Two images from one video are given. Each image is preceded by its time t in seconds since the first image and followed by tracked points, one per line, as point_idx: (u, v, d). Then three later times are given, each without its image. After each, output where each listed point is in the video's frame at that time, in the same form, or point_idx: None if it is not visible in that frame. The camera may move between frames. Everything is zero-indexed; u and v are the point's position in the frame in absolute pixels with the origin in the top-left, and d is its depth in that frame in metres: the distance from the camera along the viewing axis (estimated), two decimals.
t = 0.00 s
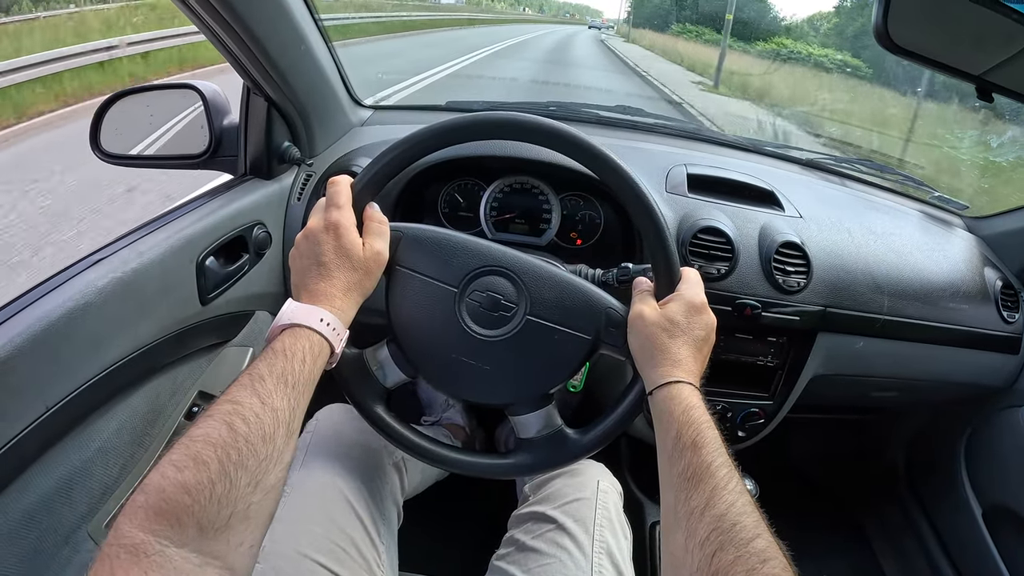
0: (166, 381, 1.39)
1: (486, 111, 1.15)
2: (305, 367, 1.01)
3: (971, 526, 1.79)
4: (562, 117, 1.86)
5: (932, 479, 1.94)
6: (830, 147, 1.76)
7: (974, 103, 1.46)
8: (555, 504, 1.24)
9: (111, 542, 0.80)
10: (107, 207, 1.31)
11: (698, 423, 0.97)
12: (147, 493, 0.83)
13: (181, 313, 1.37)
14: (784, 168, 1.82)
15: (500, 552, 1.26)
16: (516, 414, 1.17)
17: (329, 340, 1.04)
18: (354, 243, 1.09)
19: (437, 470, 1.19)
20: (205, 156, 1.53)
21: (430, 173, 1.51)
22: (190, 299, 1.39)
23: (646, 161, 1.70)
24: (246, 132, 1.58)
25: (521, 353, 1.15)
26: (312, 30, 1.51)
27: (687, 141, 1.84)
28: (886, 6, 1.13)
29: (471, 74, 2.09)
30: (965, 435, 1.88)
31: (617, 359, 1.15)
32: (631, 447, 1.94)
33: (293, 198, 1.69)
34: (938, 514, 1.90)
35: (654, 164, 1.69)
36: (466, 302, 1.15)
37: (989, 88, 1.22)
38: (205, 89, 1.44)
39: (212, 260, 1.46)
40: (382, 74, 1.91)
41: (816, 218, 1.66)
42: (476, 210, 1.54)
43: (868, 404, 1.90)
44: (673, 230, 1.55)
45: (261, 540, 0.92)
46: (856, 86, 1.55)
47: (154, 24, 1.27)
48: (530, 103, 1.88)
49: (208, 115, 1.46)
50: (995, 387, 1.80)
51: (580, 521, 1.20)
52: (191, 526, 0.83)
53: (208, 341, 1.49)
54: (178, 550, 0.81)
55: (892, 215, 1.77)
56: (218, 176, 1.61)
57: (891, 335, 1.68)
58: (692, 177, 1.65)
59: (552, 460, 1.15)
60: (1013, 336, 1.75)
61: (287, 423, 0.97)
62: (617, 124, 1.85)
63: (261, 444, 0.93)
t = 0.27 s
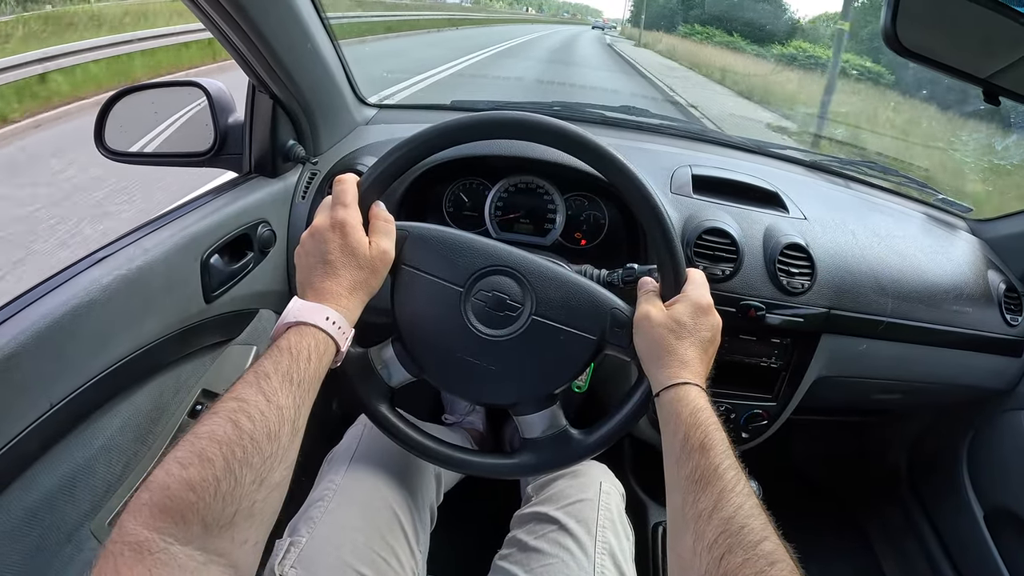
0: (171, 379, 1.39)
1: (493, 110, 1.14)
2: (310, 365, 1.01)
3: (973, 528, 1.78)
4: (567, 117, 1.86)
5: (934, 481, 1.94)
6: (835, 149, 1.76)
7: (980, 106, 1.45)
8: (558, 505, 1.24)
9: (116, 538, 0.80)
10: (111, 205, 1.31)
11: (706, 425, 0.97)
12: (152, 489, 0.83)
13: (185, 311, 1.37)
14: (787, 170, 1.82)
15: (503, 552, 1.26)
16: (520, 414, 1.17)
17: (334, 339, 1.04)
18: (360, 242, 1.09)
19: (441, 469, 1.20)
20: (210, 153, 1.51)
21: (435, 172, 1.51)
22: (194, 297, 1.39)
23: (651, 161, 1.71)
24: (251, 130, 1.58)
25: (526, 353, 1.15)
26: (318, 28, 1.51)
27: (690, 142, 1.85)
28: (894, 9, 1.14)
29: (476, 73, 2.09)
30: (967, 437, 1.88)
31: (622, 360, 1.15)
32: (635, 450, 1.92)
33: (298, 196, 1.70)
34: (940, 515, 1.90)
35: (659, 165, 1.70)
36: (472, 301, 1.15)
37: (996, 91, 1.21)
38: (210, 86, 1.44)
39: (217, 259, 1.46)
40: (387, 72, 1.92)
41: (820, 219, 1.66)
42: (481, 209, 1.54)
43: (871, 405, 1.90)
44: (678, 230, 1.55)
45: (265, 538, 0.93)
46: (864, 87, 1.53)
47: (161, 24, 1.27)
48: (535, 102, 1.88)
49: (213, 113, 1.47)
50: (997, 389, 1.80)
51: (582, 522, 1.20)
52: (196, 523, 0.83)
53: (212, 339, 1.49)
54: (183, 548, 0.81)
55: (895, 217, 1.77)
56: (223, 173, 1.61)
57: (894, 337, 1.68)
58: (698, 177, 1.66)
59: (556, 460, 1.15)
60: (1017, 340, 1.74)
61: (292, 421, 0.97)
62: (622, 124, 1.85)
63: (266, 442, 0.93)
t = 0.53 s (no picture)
0: (172, 378, 1.38)
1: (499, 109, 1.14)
2: (315, 366, 0.99)
3: (977, 532, 1.78)
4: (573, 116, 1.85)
5: (937, 484, 1.93)
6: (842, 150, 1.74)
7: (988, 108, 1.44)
8: (561, 508, 1.23)
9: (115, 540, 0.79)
10: (113, 203, 1.30)
11: (747, 467, 0.94)
12: (152, 490, 0.81)
13: (187, 310, 1.36)
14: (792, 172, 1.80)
15: (506, 555, 1.25)
16: (526, 416, 1.16)
17: (339, 339, 1.02)
18: (365, 241, 1.08)
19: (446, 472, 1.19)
20: (213, 151, 1.51)
21: (440, 171, 1.49)
22: (197, 296, 1.38)
23: (658, 162, 1.70)
24: (255, 128, 1.56)
25: (533, 354, 1.14)
26: (324, 26, 1.50)
27: (696, 143, 1.84)
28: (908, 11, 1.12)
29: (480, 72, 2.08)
30: (970, 441, 1.87)
31: (630, 361, 1.14)
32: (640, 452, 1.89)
33: (301, 195, 1.68)
34: (943, 518, 1.89)
35: (665, 166, 1.69)
36: (479, 302, 1.14)
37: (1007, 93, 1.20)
38: (215, 84, 1.43)
39: (220, 257, 1.44)
40: (391, 72, 1.90)
41: (826, 221, 1.66)
42: (486, 208, 1.52)
43: (876, 408, 1.89)
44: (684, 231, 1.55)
45: (267, 540, 0.92)
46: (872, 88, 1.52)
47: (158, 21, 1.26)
48: (540, 102, 1.87)
49: (217, 110, 1.46)
50: (1001, 392, 1.80)
51: (586, 526, 1.18)
52: (197, 525, 0.82)
53: (214, 338, 1.48)
54: (183, 550, 0.80)
55: (901, 219, 1.76)
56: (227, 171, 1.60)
57: (899, 340, 1.68)
58: (704, 178, 1.65)
59: (562, 463, 1.14)
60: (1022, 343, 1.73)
61: (296, 422, 0.95)
62: (628, 124, 1.84)
63: (269, 443, 0.91)
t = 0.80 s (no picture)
0: (181, 376, 1.36)
1: (517, 105, 1.13)
2: (334, 363, 0.98)
3: (985, 535, 1.77)
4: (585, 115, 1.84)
5: (945, 487, 1.92)
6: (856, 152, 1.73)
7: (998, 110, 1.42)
8: (578, 508, 1.22)
9: (132, 544, 0.76)
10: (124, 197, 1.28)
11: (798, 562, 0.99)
12: (171, 491, 0.79)
13: (197, 307, 1.34)
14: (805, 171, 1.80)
15: (521, 557, 1.23)
16: (545, 415, 1.15)
17: (359, 336, 1.01)
18: (385, 237, 1.06)
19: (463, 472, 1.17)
20: (224, 146, 1.48)
21: (454, 168, 1.48)
22: (207, 292, 1.36)
23: (671, 161, 1.69)
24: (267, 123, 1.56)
25: (552, 353, 1.12)
26: (340, 21, 1.50)
27: (708, 143, 1.82)
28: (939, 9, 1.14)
29: (490, 70, 2.07)
30: (979, 443, 1.87)
31: (650, 361, 1.13)
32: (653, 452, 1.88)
33: (313, 191, 1.66)
34: (952, 522, 1.87)
35: (678, 165, 1.68)
36: (499, 300, 1.13)
37: None
38: (225, 78, 1.41)
39: (231, 253, 1.43)
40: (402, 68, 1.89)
41: (840, 223, 1.65)
42: (499, 204, 1.52)
43: (886, 410, 1.88)
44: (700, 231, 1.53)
45: (286, 542, 0.90)
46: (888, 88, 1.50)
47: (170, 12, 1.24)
48: (552, 100, 1.86)
49: (227, 104, 1.44)
50: (1011, 394, 1.79)
51: (603, 527, 1.17)
52: (216, 528, 0.80)
53: (224, 336, 1.46)
54: (203, 555, 0.78)
55: (914, 220, 1.76)
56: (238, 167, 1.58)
57: (912, 343, 1.67)
58: (718, 178, 1.64)
59: (582, 462, 1.13)
60: None
61: (315, 421, 0.94)
62: (640, 124, 1.84)
63: (289, 442, 0.90)
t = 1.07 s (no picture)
0: (182, 375, 1.36)
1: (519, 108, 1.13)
2: (335, 365, 0.98)
3: (984, 542, 1.76)
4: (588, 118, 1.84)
5: (945, 493, 1.92)
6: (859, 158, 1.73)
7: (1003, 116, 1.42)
8: (581, 510, 1.22)
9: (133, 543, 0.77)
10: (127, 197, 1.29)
11: None
12: (172, 491, 0.79)
13: (200, 306, 1.35)
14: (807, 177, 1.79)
15: (524, 558, 1.23)
16: (545, 418, 1.15)
17: (360, 338, 1.01)
18: (386, 239, 1.07)
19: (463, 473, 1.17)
20: (227, 146, 1.50)
21: (457, 170, 1.48)
22: (210, 292, 1.37)
23: (673, 165, 1.69)
24: (269, 124, 1.56)
25: (552, 356, 1.13)
26: (343, 22, 1.50)
27: (710, 147, 1.81)
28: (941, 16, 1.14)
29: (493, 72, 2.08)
30: (980, 450, 1.86)
31: (650, 365, 1.13)
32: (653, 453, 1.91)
33: (315, 192, 1.67)
34: (952, 529, 1.87)
35: (680, 169, 1.68)
36: (500, 303, 1.13)
37: None
38: (230, 78, 1.43)
39: (234, 252, 1.43)
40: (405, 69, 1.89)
41: (841, 228, 1.65)
42: (501, 207, 1.51)
43: (887, 415, 1.88)
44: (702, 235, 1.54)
45: (286, 541, 0.91)
46: (894, 89, 1.52)
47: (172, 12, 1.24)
48: (556, 103, 1.86)
49: (230, 104, 1.45)
50: (1011, 401, 1.79)
51: (606, 529, 1.18)
52: (217, 528, 0.80)
53: (225, 335, 1.46)
54: (203, 554, 0.78)
55: (916, 226, 1.76)
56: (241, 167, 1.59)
57: (913, 349, 1.67)
58: (720, 182, 1.64)
59: (582, 465, 1.13)
60: None
61: (315, 422, 0.94)
62: (643, 127, 1.83)
63: (289, 443, 0.90)
